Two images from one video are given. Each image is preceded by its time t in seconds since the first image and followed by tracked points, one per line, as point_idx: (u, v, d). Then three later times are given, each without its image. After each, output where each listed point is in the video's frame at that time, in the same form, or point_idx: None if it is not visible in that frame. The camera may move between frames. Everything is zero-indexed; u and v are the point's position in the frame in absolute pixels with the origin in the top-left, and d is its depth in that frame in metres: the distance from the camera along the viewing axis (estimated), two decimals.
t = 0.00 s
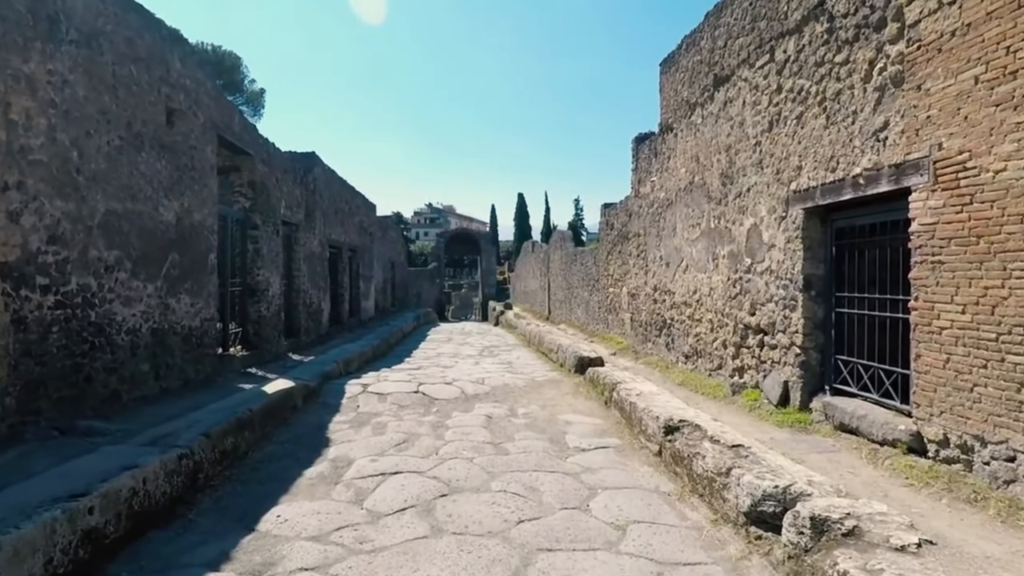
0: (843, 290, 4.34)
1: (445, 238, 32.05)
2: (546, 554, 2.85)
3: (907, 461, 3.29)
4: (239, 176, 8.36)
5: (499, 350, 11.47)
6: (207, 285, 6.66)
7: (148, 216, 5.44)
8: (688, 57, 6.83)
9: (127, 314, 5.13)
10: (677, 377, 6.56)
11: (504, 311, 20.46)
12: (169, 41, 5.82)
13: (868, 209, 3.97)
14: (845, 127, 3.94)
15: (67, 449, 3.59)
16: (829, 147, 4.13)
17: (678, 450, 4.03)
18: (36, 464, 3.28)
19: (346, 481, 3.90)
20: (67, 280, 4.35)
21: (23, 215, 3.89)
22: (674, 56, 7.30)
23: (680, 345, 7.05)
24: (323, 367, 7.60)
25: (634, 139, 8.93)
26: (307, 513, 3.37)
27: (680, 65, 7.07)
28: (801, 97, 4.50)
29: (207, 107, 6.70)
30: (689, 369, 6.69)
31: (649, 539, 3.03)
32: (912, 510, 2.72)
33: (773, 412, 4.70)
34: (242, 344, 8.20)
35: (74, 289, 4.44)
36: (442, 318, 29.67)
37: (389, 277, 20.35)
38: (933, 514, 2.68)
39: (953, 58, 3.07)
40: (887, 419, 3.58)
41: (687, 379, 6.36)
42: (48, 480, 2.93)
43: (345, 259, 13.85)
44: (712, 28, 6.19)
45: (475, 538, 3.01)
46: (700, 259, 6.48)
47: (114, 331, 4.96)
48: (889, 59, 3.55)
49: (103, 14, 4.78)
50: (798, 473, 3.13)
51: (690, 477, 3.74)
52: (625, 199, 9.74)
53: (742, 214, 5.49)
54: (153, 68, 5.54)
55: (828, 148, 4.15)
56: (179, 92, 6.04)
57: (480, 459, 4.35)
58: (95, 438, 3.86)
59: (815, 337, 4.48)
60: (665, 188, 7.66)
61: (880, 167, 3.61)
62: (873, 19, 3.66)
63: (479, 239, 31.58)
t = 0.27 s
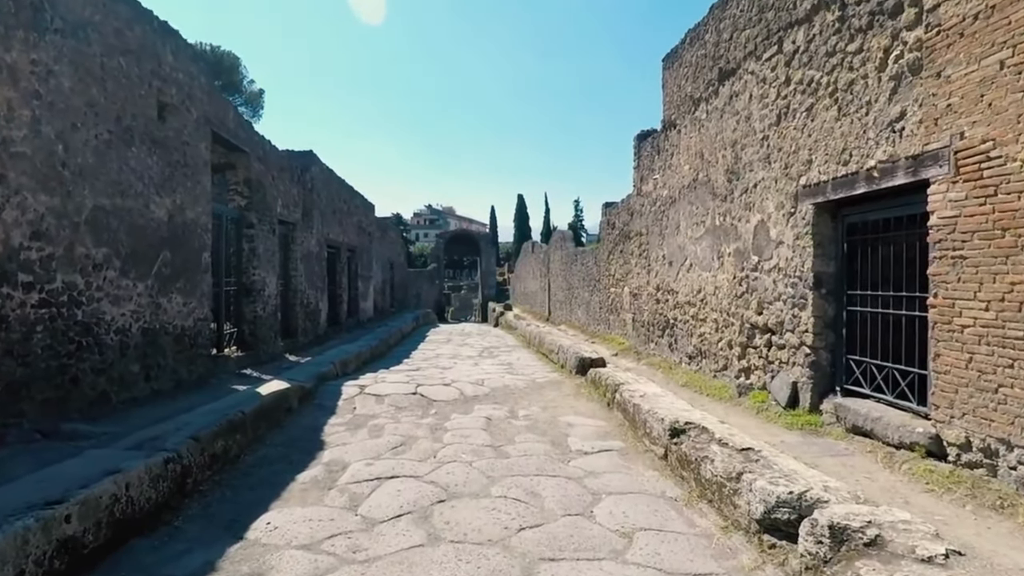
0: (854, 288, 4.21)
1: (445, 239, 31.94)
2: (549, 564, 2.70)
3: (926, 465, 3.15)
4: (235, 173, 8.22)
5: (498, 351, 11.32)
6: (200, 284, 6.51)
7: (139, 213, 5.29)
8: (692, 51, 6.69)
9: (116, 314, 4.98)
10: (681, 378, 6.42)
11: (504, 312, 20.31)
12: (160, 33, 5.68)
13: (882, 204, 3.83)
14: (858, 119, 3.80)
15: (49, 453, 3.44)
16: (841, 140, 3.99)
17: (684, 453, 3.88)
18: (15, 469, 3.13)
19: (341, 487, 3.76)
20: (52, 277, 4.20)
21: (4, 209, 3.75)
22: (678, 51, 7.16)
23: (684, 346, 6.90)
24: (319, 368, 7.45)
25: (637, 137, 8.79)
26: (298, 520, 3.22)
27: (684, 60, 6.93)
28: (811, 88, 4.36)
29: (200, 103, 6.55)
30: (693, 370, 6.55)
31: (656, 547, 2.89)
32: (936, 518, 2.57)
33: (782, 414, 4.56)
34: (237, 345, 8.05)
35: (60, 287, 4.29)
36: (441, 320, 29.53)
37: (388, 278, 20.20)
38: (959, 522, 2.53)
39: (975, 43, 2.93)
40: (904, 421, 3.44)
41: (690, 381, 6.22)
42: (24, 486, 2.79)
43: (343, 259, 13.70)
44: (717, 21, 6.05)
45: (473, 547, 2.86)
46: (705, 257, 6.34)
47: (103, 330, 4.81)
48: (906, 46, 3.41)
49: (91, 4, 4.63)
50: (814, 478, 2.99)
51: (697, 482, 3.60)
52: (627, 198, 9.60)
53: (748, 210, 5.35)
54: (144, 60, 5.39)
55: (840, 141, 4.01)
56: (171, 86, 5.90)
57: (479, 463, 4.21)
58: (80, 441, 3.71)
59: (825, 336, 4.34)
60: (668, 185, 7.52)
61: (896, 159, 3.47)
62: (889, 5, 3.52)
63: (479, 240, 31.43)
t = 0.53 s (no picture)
0: (867, 286, 4.06)
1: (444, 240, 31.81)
2: None
3: (947, 470, 3.00)
4: (230, 171, 8.07)
5: (499, 352, 11.16)
6: (193, 283, 6.37)
7: (128, 210, 5.14)
8: (696, 45, 6.55)
9: (105, 313, 4.84)
10: (685, 379, 6.27)
11: (504, 313, 20.16)
12: (151, 25, 5.54)
13: (897, 198, 3.69)
14: (872, 110, 3.66)
15: (29, 457, 3.29)
16: (854, 132, 3.85)
17: (692, 457, 3.74)
18: None
19: (334, 492, 3.61)
20: (36, 274, 4.06)
21: None
22: (681, 45, 7.02)
23: (687, 347, 6.76)
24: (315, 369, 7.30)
25: (639, 134, 8.65)
26: (288, 528, 3.07)
27: (687, 55, 6.80)
28: (822, 79, 4.22)
29: (193, 98, 6.41)
30: (698, 371, 6.40)
31: (664, 557, 2.74)
32: (963, 527, 2.42)
33: (791, 416, 4.41)
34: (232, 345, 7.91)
35: (44, 285, 4.14)
36: (441, 321, 29.38)
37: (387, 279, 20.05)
38: (986, 532, 2.38)
39: (1000, 26, 2.80)
40: (922, 424, 3.29)
41: (695, 382, 6.07)
42: None
43: (341, 259, 13.55)
44: (722, 14, 5.91)
45: (472, 557, 2.71)
46: (709, 255, 6.20)
47: (90, 330, 4.66)
48: (924, 32, 3.27)
49: None
50: (830, 484, 2.84)
51: (706, 488, 3.45)
52: (629, 197, 9.45)
53: (755, 207, 5.20)
54: (134, 53, 5.25)
55: (852, 133, 3.87)
56: (163, 80, 5.75)
57: (478, 467, 4.06)
58: (62, 445, 3.56)
59: (837, 335, 4.19)
60: (671, 183, 7.38)
61: (913, 150, 3.33)
62: None
63: (478, 240, 31.30)
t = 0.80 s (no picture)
0: (881, 285, 3.92)
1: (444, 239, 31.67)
2: None
3: (971, 480, 2.87)
4: (224, 168, 7.93)
5: (498, 352, 11.01)
6: (186, 283, 6.22)
7: (117, 207, 4.99)
8: (700, 39, 6.40)
9: (93, 314, 4.69)
10: (690, 381, 6.13)
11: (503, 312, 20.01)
12: (142, 18, 5.40)
13: (913, 194, 3.54)
14: (888, 102, 3.52)
15: (8, 466, 3.15)
16: (868, 125, 3.71)
17: (699, 464, 3.59)
18: None
19: (328, 501, 3.46)
20: (18, 275, 3.91)
21: None
22: (685, 39, 6.87)
23: (691, 347, 6.61)
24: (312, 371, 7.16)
25: (641, 131, 8.50)
26: (279, 541, 2.92)
27: (691, 49, 6.65)
28: (833, 71, 4.08)
29: (186, 93, 6.26)
30: (702, 372, 6.26)
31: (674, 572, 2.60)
32: (992, 543, 2.28)
33: (801, 420, 4.27)
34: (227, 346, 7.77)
35: (27, 286, 4.00)
36: (440, 320, 29.24)
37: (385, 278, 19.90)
38: (1018, 548, 2.24)
39: None
40: (942, 431, 3.15)
41: (699, 384, 5.93)
42: None
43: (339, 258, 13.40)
44: (728, 6, 5.77)
45: (471, 572, 2.57)
46: (714, 254, 6.05)
47: (77, 332, 4.52)
48: (944, 20, 3.13)
49: None
50: (848, 494, 2.70)
51: (716, 497, 3.31)
52: (631, 194, 9.31)
53: (763, 204, 5.06)
54: (123, 46, 5.11)
55: (867, 127, 3.73)
56: (154, 74, 5.61)
57: (478, 474, 3.91)
58: (44, 452, 3.42)
59: (849, 337, 4.05)
60: (675, 180, 7.23)
61: (932, 144, 3.18)
62: None
63: (478, 239, 31.13)
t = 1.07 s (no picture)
0: (896, 285, 3.78)
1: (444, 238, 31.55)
2: None
3: (997, 491, 2.73)
4: (219, 166, 7.78)
5: (498, 352, 10.87)
6: (179, 282, 6.08)
7: (106, 205, 4.84)
8: (705, 33, 6.25)
9: (81, 316, 4.54)
10: (695, 383, 5.99)
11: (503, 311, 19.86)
12: (132, 11, 5.25)
13: (932, 190, 3.40)
14: (905, 94, 3.38)
15: None
16: (883, 119, 3.57)
17: (709, 472, 3.45)
18: None
19: (322, 511, 3.32)
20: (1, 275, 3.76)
21: None
22: (689, 34, 6.72)
23: (696, 348, 6.47)
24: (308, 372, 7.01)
25: (643, 128, 8.35)
26: (269, 555, 2.78)
27: (696, 43, 6.50)
28: (846, 63, 3.93)
29: (179, 88, 6.11)
30: (707, 374, 6.12)
31: None
32: None
33: (812, 425, 4.13)
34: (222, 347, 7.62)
35: (10, 287, 3.85)
36: (440, 320, 29.09)
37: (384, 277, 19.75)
38: None
39: None
40: (964, 438, 3.01)
41: (704, 386, 5.79)
42: None
43: (337, 257, 13.25)
44: None
45: None
46: (720, 253, 5.90)
47: (64, 334, 4.37)
48: (966, 7, 2.99)
49: None
50: (869, 507, 2.56)
51: (727, 507, 3.17)
52: (633, 192, 9.16)
53: (771, 201, 4.92)
54: (112, 39, 4.95)
55: (882, 121, 3.59)
56: (145, 69, 5.46)
57: (478, 482, 3.77)
58: (25, 461, 3.27)
59: (862, 339, 3.90)
60: (678, 177, 7.08)
61: (953, 138, 3.04)
62: None
63: (477, 238, 30.98)
